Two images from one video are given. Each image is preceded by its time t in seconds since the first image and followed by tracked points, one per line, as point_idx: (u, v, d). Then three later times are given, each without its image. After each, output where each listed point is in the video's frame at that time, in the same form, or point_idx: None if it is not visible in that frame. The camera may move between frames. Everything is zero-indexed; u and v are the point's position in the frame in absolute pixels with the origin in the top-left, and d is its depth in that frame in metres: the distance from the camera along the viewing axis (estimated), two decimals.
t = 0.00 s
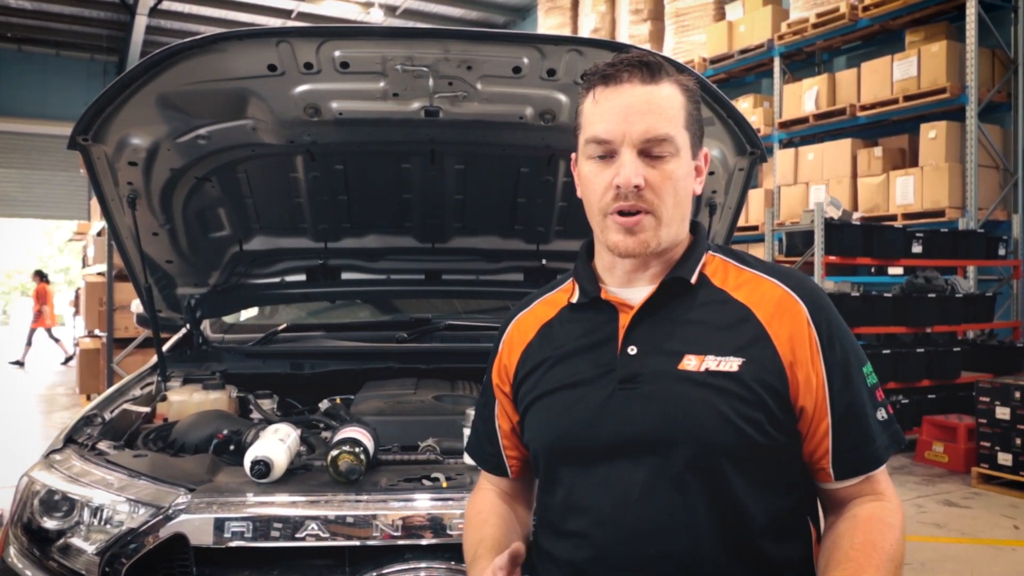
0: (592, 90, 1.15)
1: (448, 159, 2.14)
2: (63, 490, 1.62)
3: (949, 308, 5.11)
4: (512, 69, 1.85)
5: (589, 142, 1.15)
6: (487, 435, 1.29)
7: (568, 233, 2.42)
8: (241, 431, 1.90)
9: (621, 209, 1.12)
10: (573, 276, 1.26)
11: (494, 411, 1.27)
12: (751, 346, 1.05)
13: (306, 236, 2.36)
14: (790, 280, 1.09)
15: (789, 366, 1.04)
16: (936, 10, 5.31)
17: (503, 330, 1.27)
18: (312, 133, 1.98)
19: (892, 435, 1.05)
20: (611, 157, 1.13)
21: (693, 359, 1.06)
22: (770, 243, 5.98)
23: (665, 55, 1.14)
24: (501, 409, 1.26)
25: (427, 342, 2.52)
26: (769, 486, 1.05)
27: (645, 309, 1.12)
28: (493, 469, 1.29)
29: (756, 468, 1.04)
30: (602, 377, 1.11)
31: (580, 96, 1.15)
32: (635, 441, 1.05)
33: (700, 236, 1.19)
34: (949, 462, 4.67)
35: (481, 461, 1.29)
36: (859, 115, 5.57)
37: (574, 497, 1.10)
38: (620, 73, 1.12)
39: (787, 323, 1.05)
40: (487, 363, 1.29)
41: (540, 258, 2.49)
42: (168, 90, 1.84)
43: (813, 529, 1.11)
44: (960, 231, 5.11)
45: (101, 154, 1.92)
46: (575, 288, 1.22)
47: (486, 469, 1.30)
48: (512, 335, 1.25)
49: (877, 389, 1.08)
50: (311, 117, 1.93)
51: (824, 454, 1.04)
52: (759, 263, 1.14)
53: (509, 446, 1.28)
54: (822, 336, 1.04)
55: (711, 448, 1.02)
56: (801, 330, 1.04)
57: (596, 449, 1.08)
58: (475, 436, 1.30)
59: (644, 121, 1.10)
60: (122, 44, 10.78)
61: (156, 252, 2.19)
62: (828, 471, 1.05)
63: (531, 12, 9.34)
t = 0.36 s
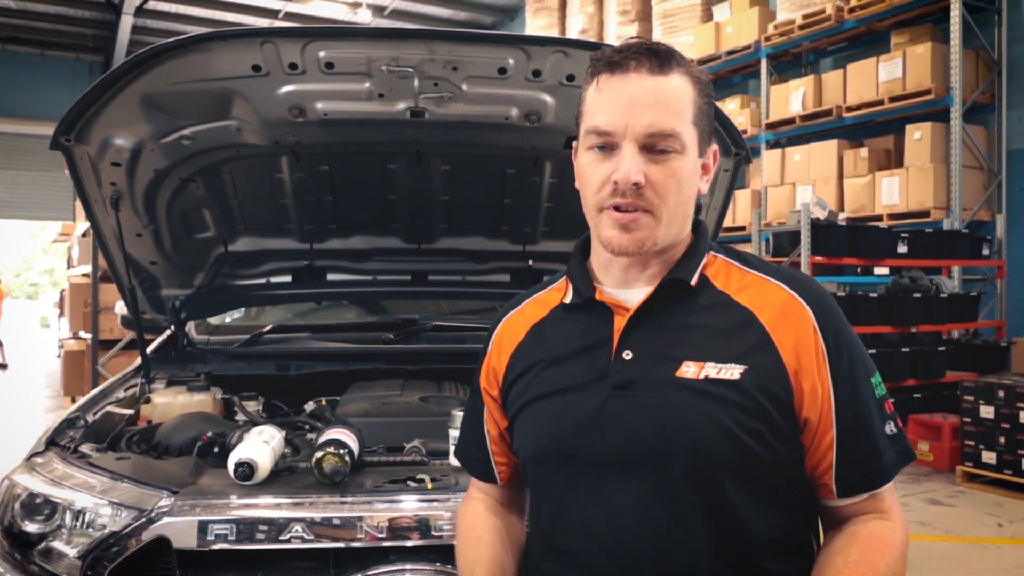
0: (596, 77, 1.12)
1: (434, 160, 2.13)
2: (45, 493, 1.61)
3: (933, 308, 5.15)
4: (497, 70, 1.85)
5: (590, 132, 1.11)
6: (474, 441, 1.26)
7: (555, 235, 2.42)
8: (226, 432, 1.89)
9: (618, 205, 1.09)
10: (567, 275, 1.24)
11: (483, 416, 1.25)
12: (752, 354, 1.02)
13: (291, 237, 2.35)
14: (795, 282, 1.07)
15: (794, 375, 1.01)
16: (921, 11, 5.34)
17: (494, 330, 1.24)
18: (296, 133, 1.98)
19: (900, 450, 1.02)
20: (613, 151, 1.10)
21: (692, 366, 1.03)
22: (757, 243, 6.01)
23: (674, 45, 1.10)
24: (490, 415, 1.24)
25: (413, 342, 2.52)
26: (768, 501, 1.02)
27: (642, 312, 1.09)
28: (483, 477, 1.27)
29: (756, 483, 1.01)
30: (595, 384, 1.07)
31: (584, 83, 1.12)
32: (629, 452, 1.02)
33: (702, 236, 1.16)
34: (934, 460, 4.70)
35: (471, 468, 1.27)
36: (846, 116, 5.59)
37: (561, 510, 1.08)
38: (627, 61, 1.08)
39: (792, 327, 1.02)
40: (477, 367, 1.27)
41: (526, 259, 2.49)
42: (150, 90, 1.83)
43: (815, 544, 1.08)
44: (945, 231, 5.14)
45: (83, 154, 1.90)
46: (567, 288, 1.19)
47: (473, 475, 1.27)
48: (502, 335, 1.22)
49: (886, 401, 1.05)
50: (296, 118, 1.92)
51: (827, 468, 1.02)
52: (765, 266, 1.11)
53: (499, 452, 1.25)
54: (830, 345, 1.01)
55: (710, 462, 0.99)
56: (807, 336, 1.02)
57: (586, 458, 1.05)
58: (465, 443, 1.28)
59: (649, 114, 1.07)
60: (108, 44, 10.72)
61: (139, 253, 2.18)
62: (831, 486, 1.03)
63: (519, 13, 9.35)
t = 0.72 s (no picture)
0: (626, 50, 1.08)
1: (421, 161, 2.13)
2: (27, 497, 1.61)
3: (918, 311, 5.17)
4: (484, 72, 1.85)
5: (616, 109, 1.08)
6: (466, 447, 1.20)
7: (541, 238, 2.43)
8: (211, 435, 1.88)
9: (646, 190, 1.05)
10: (573, 270, 1.19)
11: (474, 420, 1.19)
12: (786, 360, 0.98)
13: (276, 238, 2.33)
14: (827, 286, 1.03)
15: (830, 385, 0.97)
16: (908, 16, 5.38)
17: (489, 329, 1.18)
18: (284, 133, 1.96)
19: (935, 464, 0.99)
20: (642, 131, 1.06)
21: (721, 373, 0.99)
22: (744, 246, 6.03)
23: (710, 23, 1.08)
24: (482, 419, 1.18)
25: (399, 344, 2.52)
26: (801, 524, 0.98)
27: (660, 315, 1.04)
28: (471, 489, 1.21)
29: (790, 503, 0.97)
30: (609, 391, 1.02)
31: (612, 55, 1.09)
32: (652, 465, 0.97)
33: (726, 232, 1.12)
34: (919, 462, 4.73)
35: (458, 479, 1.21)
36: (832, 120, 5.62)
37: (573, 526, 1.02)
38: (661, 33, 1.05)
39: (828, 334, 0.99)
40: (467, 367, 1.20)
41: (514, 261, 2.48)
42: (136, 90, 1.82)
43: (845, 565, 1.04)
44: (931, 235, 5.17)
45: (66, 154, 1.89)
46: (577, 285, 1.13)
47: (461, 486, 1.21)
48: (499, 333, 1.16)
49: (920, 413, 1.01)
50: (282, 119, 1.91)
51: (864, 487, 0.99)
52: (793, 267, 1.07)
53: (490, 460, 1.19)
54: (866, 352, 0.98)
55: (746, 480, 0.95)
56: (843, 343, 0.98)
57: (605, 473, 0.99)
58: (454, 448, 1.21)
59: (682, 93, 1.04)
60: (95, 44, 10.68)
61: (124, 254, 2.17)
62: (869, 506, 0.99)
63: (508, 15, 9.37)
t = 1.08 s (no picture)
0: (653, 36, 1.09)
1: (407, 167, 2.13)
2: (11, 503, 1.60)
3: (906, 314, 5.19)
4: (471, 77, 1.85)
5: (643, 96, 1.09)
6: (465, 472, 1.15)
7: (529, 244, 2.44)
8: (197, 441, 1.88)
9: (675, 180, 1.05)
10: (585, 276, 1.17)
11: (474, 441, 1.14)
12: (827, 382, 0.99)
13: (261, 243, 2.33)
14: (863, 302, 1.04)
15: (869, 409, 0.99)
16: (892, 21, 5.43)
17: (492, 340, 1.13)
18: (271, 138, 1.96)
19: (968, 487, 1.02)
20: (671, 117, 1.07)
21: (761, 395, 0.98)
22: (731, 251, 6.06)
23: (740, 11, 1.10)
24: (484, 440, 1.14)
25: (387, 348, 2.51)
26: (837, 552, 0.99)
27: (693, 326, 1.03)
28: (469, 517, 1.16)
29: (830, 530, 0.98)
30: (638, 412, 1.00)
31: (640, 42, 1.10)
32: (683, 492, 0.96)
33: (756, 242, 1.13)
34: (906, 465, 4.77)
35: (454, 506, 1.16)
36: (818, 124, 5.65)
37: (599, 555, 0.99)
38: (691, 18, 1.07)
39: (865, 353, 1.00)
40: (464, 385, 1.16)
41: (501, 265, 2.49)
42: (122, 94, 1.81)
43: None
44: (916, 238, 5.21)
45: (52, 158, 1.88)
46: (594, 293, 1.10)
47: (460, 514, 1.16)
48: (505, 344, 1.12)
49: (953, 434, 1.04)
50: (269, 123, 1.91)
51: (897, 514, 1.02)
52: (823, 279, 1.09)
53: (492, 485, 1.15)
54: (906, 376, 0.99)
55: (788, 511, 0.95)
56: (884, 366, 0.99)
57: (639, 500, 0.98)
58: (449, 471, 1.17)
59: (714, 79, 1.05)
60: (79, 47, 10.62)
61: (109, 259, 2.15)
62: (900, 534, 1.03)
63: (495, 19, 9.39)
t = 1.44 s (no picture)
0: (661, 32, 1.09)
1: (395, 170, 2.12)
2: None
3: (893, 318, 5.23)
4: (459, 81, 1.86)
5: (647, 98, 1.08)
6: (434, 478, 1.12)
7: (517, 248, 2.44)
8: (182, 446, 1.87)
9: (677, 189, 1.04)
10: (573, 277, 1.15)
11: (446, 444, 1.11)
12: (823, 404, 1.01)
13: (248, 247, 2.32)
14: (858, 322, 1.07)
15: (863, 432, 1.02)
16: (879, 28, 5.46)
17: (470, 342, 1.11)
18: (257, 142, 1.96)
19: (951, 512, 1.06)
20: (677, 122, 1.07)
21: (758, 416, 0.99)
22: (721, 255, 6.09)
23: (753, 14, 1.10)
24: (456, 443, 1.10)
25: (374, 353, 2.51)
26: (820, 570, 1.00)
27: (689, 341, 1.03)
28: (435, 528, 1.13)
29: (822, 555, 1.00)
30: (630, 429, 0.99)
31: (647, 40, 1.09)
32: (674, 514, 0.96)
33: (754, 257, 1.13)
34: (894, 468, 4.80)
35: (421, 516, 1.12)
36: (806, 129, 5.68)
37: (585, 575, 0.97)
38: (703, 19, 1.07)
39: (861, 375, 1.03)
40: (435, 386, 1.12)
41: (489, 270, 2.48)
42: (107, 97, 1.81)
43: None
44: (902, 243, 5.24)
45: (36, 162, 1.87)
46: (583, 296, 1.09)
47: (428, 523, 1.12)
48: (485, 345, 1.10)
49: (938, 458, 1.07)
50: (255, 128, 1.90)
51: (886, 539, 1.05)
52: (819, 297, 1.11)
53: (461, 493, 1.12)
54: (901, 401, 1.02)
55: (782, 532, 0.96)
56: (879, 390, 1.02)
57: (631, 520, 0.96)
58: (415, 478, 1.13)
59: (723, 84, 1.05)
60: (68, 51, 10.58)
61: (94, 263, 2.14)
62: (890, 560, 1.05)
63: (485, 24, 9.41)
